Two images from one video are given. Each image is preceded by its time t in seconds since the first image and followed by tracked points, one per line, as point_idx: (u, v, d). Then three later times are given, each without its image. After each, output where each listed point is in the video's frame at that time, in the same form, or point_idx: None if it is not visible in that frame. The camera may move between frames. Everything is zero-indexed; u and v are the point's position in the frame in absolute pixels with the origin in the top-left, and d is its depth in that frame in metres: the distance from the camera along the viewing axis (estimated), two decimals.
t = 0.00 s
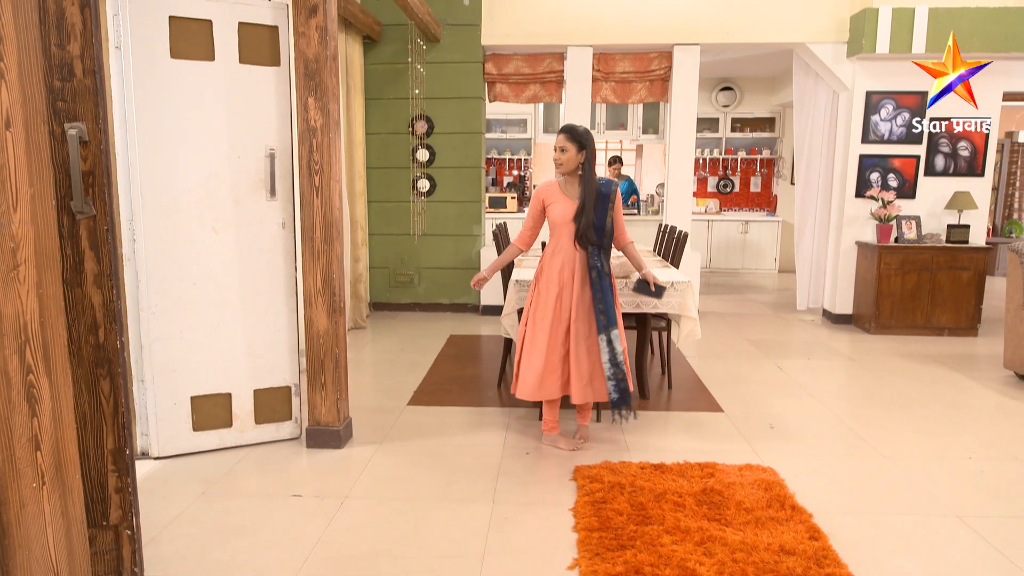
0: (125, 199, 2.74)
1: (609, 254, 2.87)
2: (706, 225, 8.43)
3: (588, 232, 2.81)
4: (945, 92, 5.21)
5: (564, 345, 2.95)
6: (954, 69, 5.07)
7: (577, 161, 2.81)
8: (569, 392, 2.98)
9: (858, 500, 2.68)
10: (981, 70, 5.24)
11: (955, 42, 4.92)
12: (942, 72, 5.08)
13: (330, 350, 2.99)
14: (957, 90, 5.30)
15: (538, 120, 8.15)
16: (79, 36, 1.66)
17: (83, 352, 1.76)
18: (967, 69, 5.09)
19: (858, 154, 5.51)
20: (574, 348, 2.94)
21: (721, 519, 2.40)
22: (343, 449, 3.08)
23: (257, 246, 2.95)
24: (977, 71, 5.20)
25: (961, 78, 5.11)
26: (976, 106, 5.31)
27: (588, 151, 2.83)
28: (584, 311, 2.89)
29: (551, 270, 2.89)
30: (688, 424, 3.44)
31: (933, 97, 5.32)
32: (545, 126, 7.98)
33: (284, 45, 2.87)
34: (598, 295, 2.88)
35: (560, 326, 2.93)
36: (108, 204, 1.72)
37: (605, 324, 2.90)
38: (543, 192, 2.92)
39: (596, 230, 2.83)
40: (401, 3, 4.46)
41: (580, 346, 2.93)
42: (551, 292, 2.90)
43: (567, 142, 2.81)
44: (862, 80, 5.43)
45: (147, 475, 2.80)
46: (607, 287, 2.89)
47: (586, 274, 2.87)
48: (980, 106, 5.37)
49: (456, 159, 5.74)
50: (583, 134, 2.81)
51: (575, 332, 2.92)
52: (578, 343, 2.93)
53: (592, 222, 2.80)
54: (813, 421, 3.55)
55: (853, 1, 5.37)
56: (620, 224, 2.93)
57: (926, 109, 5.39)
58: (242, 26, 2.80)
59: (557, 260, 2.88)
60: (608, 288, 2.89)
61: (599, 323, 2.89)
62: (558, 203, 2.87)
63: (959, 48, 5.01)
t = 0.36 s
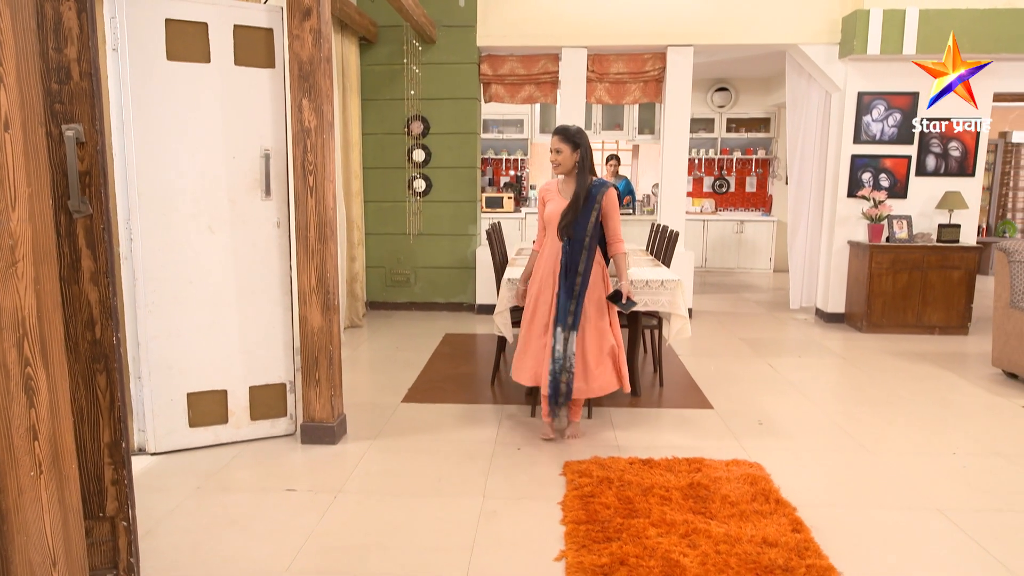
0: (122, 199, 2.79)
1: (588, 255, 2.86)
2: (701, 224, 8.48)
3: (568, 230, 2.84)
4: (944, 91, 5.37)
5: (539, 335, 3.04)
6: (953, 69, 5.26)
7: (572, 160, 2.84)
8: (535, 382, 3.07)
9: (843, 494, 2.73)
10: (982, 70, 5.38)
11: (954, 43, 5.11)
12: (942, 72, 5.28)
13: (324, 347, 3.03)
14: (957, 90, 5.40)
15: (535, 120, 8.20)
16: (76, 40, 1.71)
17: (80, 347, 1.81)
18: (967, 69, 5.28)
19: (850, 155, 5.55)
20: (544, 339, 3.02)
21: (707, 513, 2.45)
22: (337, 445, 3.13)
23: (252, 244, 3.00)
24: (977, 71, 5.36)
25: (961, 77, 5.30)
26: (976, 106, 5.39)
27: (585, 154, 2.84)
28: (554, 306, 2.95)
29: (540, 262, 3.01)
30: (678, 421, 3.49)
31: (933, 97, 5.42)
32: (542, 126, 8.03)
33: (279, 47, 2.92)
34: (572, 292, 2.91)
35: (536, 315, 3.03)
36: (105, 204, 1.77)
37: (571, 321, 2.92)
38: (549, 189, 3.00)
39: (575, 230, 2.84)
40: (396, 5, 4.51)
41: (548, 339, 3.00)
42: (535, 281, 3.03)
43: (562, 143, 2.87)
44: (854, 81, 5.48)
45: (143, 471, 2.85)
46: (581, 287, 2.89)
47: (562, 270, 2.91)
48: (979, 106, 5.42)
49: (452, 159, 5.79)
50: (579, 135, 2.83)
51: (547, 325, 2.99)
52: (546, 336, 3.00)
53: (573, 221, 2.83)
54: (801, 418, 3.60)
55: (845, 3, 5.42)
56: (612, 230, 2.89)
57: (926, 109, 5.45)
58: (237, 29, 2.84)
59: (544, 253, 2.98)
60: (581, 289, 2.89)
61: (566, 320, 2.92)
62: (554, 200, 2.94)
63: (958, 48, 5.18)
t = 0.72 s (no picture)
0: (120, 198, 2.84)
1: (573, 251, 2.91)
2: (697, 223, 8.54)
3: (555, 226, 2.90)
4: (944, 91, 5.37)
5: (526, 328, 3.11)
6: (953, 69, 5.23)
7: (563, 158, 2.89)
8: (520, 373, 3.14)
9: (828, 488, 2.78)
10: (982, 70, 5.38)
11: (954, 43, 5.08)
12: (942, 72, 5.25)
13: (319, 344, 3.08)
14: (957, 90, 5.43)
15: (532, 120, 8.24)
16: (74, 43, 1.76)
17: (77, 342, 1.86)
18: (968, 68, 5.25)
19: (843, 155, 5.60)
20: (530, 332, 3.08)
21: (693, 506, 2.50)
22: (332, 441, 3.18)
23: (248, 243, 3.04)
24: (977, 71, 5.35)
25: (961, 78, 5.26)
26: (976, 106, 5.42)
27: (575, 152, 2.89)
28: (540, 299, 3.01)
29: (529, 257, 3.07)
30: (669, 417, 3.54)
31: (933, 97, 5.45)
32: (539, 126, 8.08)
33: (274, 49, 2.97)
34: (556, 287, 2.96)
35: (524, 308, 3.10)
36: (102, 203, 1.83)
37: (555, 315, 2.98)
38: (541, 186, 3.06)
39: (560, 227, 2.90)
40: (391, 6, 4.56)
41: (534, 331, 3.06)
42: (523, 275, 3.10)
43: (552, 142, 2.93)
44: (846, 82, 5.52)
45: (141, 466, 2.90)
46: (565, 282, 2.94)
47: (548, 265, 2.97)
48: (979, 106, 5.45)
49: (448, 159, 5.84)
50: (570, 134, 2.88)
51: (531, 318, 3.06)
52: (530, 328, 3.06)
53: (559, 217, 2.88)
54: (790, 415, 3.65)
55: (838, 4, 5.47)
56: (598, 228, 2.94)
57: (927, 109, 5.50)
58: (233, 31, 2.89)
59: (532, 248, 3.04)
60: (565, 285, 2.94)
61: (549, 314, 2.99)
62: (545, 197, 3.00)
63: (959, 48, 5.17)
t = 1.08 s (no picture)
0: (117, 198, 2.88)
1: (558, 249, 2.96)
2: (693, 223, 8.59)
3: (540, 225, 2.95)
4: (944, 91, 5.38)
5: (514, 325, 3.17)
6: (954, 69, 5.23)
7: (548, 157, 2.94)
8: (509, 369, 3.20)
9: (813, 483, 2.82)
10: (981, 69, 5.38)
11: (954, 42, 5.09)
12: (943, 72, 5.23)
13: (313, 342, 3.13)
14: (957, 90, 5.41)
15: (528, 121, 8.29)
16: (71, 46, 1.81)
17: (75, 338, 1.91)
18: (968, 69, 5.25)
19: (835, 155, 5.65)
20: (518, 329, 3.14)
21: (679, 500, 2.54)
22: (326, 437, 3.23)
23: (244, 242, 3.09)
24: (976, 71, 5.36)
25: (961, 78, 5.26)
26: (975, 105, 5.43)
27: (561, 152, 2.93)
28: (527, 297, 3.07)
29: (516, 254, 3.13)
30: (659, 414, 3.59)
31: (933, 97, 5.47)
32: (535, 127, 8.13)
33: (269, 51, 3.01)
34: (543, 285, 3.02)
35: (511, 305, 3.16)
36: (99, 202, 1.87)
37: (543, 312, 3.04)
38: (526, 185, 3.11)
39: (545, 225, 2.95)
40: (388, 8, 4.60)
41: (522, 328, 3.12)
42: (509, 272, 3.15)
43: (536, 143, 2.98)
44: (839, 82, 5.57)
45: (137, 460, 2.94)
46: (551, 279, 3.00)
47: (534, 263, 3.02)
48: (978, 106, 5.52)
49: (444, 159, 5.89)
50: (557, 134, 2.92)
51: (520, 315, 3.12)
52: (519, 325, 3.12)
53: (545, 215, 2.93)
54: (779, 412, 3.70)
55: (830, 6, 5.51)
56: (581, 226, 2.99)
57: (927, 109, 5.53)
58: (229, 33, 2.94)
59: (517, 246, 3.10)
60: (551, 282, 3.00)
61: (538, 311, 3.05)
62: (529, 195, 3.05)
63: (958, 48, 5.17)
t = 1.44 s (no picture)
0: (114, 197, 2.93)
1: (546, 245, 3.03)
2: (689, 223, 8.64)
3: (528, 222, 3.02)
4: (944, 91, 5.49)
5: (505, 321, 3.23)
6: (953, 69, 5.37)
7: (536, 158, 2.99)
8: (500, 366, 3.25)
9: (798, 477, 2.88)
10: (981, 70, 5.47)
11: (955, 42, 5.23)
12: (942, 72, 5.39)
13: (308, 339, 3.18)
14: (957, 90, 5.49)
15: (525, 121, 8.34)
16: (69, 49, 1.86)
17: (73, 334, 1.96)
18: (968, 69, 5.37)
19: (828, 155, 5.70)
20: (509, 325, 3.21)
21: (666, 493, 2.59)
22: (322, 432, 3.28)
23: (240, 240, 3.14)
24: (976, 71, 5.46)
25: (961, 78, 5.39)
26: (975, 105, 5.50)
27: (549, 152, 2.99)
28: (517, 293, 3.13)
29: (505, 252, 3.19)
30: (649, 411, 3.64)
31: (933, 96, 5.56)
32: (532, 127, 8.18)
33: (264, 52, 3.06)
34: (532, 280, 3.09)
35: (502, 301, 3.22)
36: (96, 201, 1.92)
37: (532, 308, 3.10)
38: (515, 183, 3.18)
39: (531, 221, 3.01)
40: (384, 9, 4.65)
41: (512, 324, 3.18)
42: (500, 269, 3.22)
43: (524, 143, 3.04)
44: (831, 83, 5.62)
45: (135, 456, 2.99)
46: (540, 275, 3.07)
47: (523, 259, 3.09)
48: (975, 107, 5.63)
49: (440, 159, 5.94)
50: (545, 134, 2.98)
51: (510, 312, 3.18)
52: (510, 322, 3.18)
53: (532, 212, 3.00)
54: (769, 409, 3.75)
55: (822, 7, 5.56)
56: (569, 224, 3.05)
57: (927, 109, 5.60)
58: (225, 35, 2.99)
59: (507, 243, 3.17)
60: (539, 278, 3.07)
61: (527, 306, 3.11)
62: (518, 192, 3.11)
63: (959, 49, 5.29)
